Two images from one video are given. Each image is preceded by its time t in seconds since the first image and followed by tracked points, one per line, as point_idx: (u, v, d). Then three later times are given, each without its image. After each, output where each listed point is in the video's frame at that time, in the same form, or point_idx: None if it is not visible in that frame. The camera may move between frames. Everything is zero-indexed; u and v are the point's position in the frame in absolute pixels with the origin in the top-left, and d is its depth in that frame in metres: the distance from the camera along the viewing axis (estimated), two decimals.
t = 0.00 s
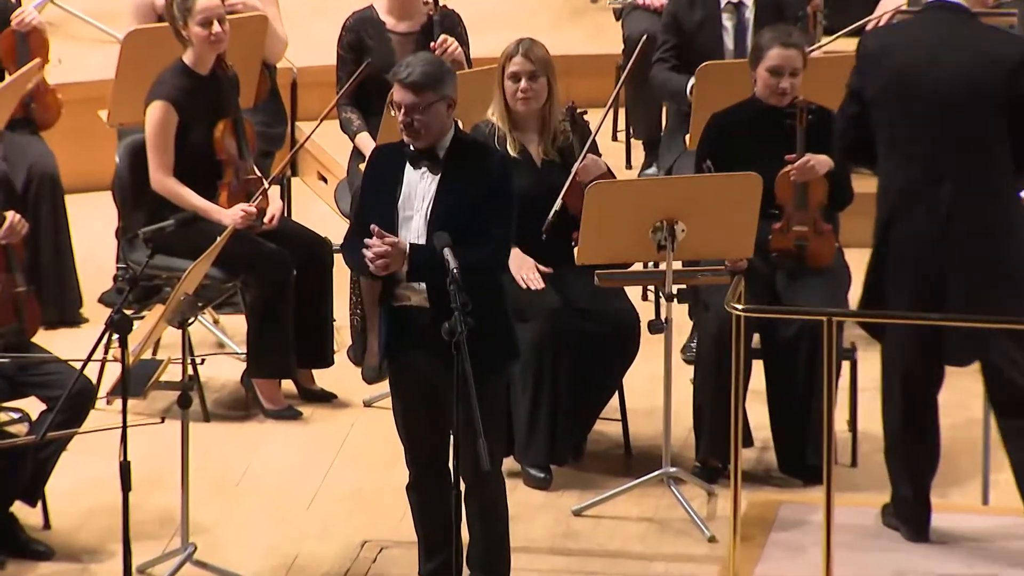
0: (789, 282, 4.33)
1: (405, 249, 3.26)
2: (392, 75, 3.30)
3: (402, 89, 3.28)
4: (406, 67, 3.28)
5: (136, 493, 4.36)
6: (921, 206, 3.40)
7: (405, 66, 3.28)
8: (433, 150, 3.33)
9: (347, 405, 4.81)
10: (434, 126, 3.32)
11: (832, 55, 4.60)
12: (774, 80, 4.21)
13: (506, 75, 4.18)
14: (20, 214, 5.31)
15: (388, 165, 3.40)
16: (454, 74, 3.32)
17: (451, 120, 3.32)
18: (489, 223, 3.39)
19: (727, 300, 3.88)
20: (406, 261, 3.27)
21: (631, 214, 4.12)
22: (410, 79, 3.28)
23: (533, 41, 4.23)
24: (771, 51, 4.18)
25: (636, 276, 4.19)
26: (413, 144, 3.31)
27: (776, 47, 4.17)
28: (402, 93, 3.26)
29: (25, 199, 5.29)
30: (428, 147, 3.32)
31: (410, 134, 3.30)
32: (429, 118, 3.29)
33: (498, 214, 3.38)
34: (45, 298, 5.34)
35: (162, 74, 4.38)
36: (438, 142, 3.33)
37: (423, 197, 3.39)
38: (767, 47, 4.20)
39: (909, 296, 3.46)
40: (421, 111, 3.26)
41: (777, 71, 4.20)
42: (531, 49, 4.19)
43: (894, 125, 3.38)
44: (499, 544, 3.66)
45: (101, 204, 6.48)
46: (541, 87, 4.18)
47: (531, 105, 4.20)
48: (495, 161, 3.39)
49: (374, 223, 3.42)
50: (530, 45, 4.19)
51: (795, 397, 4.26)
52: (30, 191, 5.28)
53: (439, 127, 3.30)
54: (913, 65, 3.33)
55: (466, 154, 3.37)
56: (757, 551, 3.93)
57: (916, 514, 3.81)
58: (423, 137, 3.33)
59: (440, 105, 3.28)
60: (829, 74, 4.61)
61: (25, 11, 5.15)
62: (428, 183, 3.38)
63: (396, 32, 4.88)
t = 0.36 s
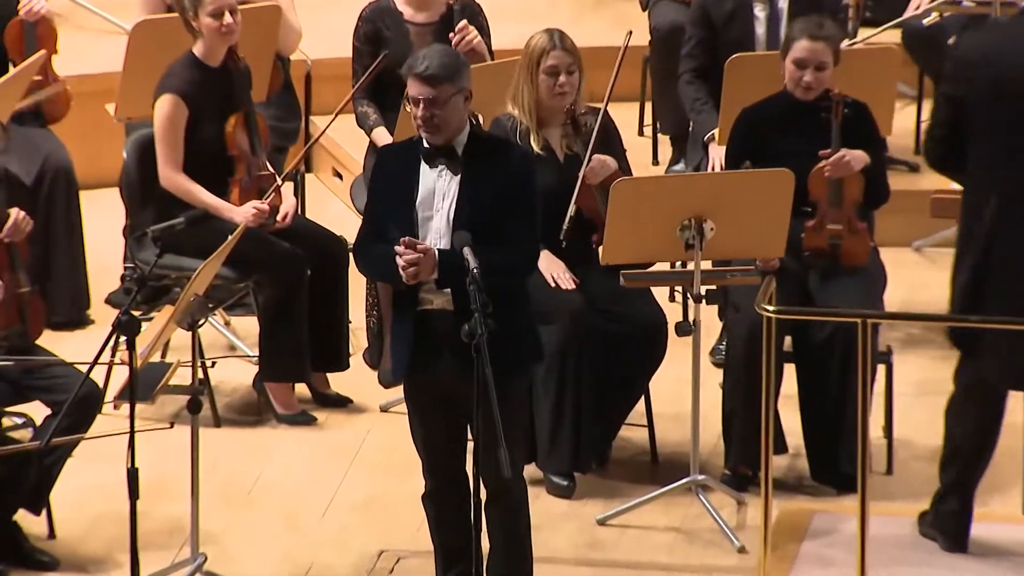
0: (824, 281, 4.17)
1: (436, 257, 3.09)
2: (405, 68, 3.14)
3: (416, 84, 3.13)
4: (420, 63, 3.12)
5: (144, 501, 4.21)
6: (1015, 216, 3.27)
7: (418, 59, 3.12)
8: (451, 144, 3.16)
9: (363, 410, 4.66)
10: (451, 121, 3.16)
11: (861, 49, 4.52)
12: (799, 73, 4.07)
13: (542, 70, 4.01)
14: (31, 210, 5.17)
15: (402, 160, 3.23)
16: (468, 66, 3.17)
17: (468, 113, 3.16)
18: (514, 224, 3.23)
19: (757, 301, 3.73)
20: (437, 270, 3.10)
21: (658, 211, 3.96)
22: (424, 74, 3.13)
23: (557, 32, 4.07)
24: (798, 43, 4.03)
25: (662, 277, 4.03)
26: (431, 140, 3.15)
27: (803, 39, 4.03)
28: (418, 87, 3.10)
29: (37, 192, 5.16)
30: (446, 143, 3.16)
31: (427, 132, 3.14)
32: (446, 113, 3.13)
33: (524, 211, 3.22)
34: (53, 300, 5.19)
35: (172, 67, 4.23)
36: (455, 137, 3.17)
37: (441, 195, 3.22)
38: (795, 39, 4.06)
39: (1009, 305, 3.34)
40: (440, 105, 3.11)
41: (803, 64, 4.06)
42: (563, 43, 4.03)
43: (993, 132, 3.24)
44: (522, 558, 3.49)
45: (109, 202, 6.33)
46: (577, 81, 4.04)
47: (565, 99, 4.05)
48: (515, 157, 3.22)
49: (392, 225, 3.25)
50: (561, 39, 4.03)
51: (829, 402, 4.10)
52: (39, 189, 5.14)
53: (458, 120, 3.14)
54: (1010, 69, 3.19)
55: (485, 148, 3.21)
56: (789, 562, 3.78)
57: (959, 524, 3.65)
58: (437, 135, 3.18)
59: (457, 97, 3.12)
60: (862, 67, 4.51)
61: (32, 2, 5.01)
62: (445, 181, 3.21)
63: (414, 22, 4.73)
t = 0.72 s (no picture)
0: (852, 283, 4.03)
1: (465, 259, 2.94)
2: (416, 60, 2.98)
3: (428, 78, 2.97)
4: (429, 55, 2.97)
5: (149, 509, 4.07)
6: None
7: (431, 50, 2.97)
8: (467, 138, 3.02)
9: (374, 415, 4.52)
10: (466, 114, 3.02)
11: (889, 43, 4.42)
12: (823, 67, 3.93)
13: (566, 62, 3.88)
14: (31, 209, 5.03)
15: (415, 155, 3.07)
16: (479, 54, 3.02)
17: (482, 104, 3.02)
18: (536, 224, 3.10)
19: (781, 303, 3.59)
20: (465, 272, 2.95)
21: (682, 211, 3.80)
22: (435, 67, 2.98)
23: (577, 24, 3.94)
24: (822, 35, 3.89)
25: (685, 277, 3.89)
26: (448, 135, 3.00)
27: (828, 31, 3.90)
28: (434, 79, 2.95)
29: (37, 189, 5.02)
30: (463, 137, 3.01)
31: (443, 126, 2.99)
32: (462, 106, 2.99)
33: (547, 208, 3.09)
34: (54, 301, 5.06)
35: (177, 60, 4.09)
36: (472, 130, 3.02)
37: (459, 192, 3.07)
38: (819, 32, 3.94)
39: None
40: (457, 96, 2.96)
41: (827, 58, 3.92)
42: (587, 35, 3.90)
43: None
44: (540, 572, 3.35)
45: (112, 200, 6.20)
46: (600, 74, 3.91)
47: (588, 93, 3.91)
48: (535, 151, 3.08)
49: (406, 229, 3.09)
50: (585, 31, 3.91)
51: (857, 407, 3.96)
52: (38, 186, 5.00)
53: (475, 111, 3.00)
54: None
55: (504, 142, 3.06)
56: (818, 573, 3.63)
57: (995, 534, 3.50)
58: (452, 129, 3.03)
59: (473, 88, 2.98)
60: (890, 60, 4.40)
61: None
62: (465, 178, 3.06)
63: (428, 13, 4.59)
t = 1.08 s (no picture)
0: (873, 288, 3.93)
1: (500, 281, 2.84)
2: (427, 61, 2.89)
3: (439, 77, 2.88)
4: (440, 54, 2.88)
5: (153, 520, 3.99)
6: None
7: (442, 48, 2.88)
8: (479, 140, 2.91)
9: (384, 425, 4.42)
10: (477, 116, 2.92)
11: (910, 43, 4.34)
12: (841, 69, 3.85)
13: (583, 63, 3.78)
14: (33, 213, 4.94)
15: (426, 158, 2.97)
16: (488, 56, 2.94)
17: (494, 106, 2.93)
18: (551, 233, 3.01)
19: (802, 309, 3.48)
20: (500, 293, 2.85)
21: (700, 215, 3.68)
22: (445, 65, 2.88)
23: (594, 23, 3.84)
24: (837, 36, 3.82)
25: (703, 282, 3.77)
26: (460, 135, 2.89)
27: (844, 31, 3.82)
28: (447, 75, 2.85)
29: (40, 193, 4.93)
30: (475, 138, 2.91)
31: (454, 125, 2.88)
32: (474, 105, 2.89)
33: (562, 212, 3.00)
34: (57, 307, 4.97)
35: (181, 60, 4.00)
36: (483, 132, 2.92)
37: (473, 195, 2.95)
38: (835, 33, 3.85)
39: None
40: (470, 94, 2.86)
41: (844, 59, 3.84)
42: (604, 34, 3.81)
43: None
44: None
45: (116, 203, 6.11)
46: (617, 75, 3.82)
47: (604, 95, 3.82)
48: (549, 154, 2.99)
49: (417, 235, 3.00)
50: (601, 30, 3.81)
51: (879, 417, 3.86)
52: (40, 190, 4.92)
53: (487, 111, 2.90)
54: None
55: (520, 146, 2.97)
56: None
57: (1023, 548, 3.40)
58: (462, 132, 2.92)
59: (486, 87, 2.89)
60: (903, 63, 4.33)
61: None
62: (477, 181, 2.94)
63: (438, 12, 4.51)
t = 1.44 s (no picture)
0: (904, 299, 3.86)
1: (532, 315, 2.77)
2: (449, 67, 2.82)
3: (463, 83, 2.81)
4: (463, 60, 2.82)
5: (170, 534, 3.92)
6: None
7: (464, 54, 2.82)
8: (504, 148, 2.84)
9: (405, 437, 4.36)
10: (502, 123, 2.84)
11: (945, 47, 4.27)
12: (870, 71, 3.80)
13: (612, 71, 3.71)
14: (49, 222, 4.88)
15: (447, 167, 2.87)
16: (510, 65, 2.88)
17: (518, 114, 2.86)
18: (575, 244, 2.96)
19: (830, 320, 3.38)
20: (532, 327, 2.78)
21: (727, 223, 3.59)
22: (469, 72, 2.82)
23: (622, 28, 3.76)
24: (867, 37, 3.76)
25: (731, 292, 3.68)
26: (485, 141, 2.81)
27: (872, 33, 3.76)
28: (471, 80, 2.78)
29: (55, 202, 4.87)
30: (499, 144, 2.83)
31: (479, 131, 2.81)
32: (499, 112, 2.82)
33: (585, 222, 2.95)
34: (73, 317, 4.91)
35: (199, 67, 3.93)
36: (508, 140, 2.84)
37: (498, 203, 2.87)
38: (864, 34, 3.79)
39: None
40: (496, 99, 2.79)
41: (872, 61, 3.78)
42: (633, 41, 3.73)
43: None
44: None
45: (131, 211, 6.05)
46: (646, 83, 3.75)
47: (633, 102, 3.74)
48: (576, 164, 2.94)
49: (443, 244, 2.91)
50: (630, 37, 3.73)
51: (909, 429, 3.79)
52: (56, 199, 4.85)
53: (512, 118, 2.82)
54: None
55: (546, 154, 2.90)
56: None
57: None
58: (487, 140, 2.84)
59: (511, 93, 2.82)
60: (934, 69, 4.28)
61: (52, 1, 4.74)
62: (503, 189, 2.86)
63: (462, 16, 4.48)
